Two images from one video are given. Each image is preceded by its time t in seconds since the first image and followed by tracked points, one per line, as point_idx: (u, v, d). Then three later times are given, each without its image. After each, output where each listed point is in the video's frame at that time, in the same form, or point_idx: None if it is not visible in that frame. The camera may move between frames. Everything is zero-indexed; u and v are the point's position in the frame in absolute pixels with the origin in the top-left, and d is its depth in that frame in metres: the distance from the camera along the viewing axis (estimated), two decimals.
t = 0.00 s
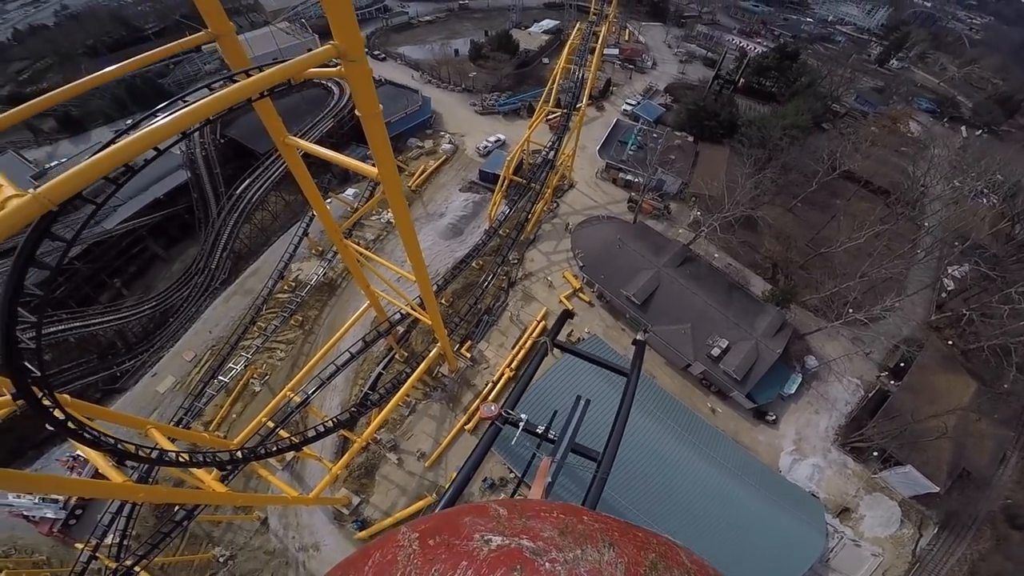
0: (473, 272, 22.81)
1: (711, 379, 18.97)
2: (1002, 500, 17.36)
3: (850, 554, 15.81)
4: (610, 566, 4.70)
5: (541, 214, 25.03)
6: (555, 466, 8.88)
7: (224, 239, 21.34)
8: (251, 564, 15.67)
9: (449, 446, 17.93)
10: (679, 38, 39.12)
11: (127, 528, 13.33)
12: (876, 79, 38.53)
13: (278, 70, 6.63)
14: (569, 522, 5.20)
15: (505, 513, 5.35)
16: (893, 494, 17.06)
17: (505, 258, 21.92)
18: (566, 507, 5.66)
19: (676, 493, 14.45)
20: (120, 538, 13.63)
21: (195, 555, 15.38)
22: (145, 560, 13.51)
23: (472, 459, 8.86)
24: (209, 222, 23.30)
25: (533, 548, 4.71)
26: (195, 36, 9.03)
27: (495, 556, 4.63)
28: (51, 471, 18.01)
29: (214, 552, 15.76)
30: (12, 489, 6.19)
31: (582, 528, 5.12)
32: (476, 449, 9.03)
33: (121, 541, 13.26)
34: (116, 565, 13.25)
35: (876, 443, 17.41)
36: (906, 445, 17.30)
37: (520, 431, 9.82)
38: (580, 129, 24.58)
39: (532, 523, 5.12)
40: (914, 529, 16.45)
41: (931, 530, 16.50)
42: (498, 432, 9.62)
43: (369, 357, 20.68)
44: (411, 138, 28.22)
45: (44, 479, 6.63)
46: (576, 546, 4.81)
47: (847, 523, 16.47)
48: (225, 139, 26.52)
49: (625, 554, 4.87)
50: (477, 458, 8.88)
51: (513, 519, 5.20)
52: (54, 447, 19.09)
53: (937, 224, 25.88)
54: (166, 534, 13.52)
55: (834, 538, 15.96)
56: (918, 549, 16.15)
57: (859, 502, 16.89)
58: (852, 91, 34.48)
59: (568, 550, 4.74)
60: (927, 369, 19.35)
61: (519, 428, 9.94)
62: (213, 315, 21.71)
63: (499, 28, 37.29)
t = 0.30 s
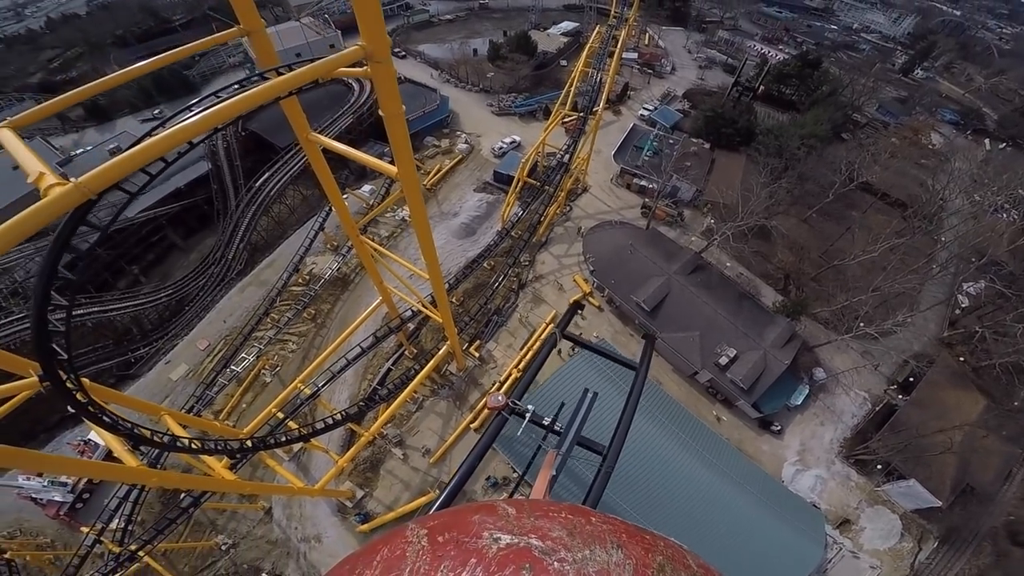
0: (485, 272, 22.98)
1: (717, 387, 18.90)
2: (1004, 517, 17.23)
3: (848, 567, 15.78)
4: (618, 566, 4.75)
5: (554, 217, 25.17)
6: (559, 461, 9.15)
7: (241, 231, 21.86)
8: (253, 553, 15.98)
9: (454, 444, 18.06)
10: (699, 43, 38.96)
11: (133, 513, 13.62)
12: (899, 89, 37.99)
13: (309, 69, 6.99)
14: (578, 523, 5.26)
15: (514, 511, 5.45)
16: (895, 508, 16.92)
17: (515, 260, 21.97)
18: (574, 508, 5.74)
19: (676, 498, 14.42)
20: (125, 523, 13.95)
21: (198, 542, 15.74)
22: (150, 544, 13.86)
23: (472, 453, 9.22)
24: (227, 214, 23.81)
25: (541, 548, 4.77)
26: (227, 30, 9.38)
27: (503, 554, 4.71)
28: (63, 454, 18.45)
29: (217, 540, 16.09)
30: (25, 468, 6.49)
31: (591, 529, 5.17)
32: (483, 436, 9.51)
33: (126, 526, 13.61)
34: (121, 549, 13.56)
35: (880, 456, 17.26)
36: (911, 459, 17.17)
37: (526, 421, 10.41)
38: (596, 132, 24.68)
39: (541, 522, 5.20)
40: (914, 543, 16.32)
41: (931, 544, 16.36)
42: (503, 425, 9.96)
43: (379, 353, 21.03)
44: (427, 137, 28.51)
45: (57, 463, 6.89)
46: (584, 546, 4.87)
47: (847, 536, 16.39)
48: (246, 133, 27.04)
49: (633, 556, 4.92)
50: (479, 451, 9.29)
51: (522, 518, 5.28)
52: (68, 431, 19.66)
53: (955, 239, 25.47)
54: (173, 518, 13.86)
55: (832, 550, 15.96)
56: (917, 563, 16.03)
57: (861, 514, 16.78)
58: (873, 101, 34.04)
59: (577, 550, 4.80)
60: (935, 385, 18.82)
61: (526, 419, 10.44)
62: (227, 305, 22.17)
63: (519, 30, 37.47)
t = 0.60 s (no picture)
0: (497, 271, 23.11)
1: (724, 394, 18.85)
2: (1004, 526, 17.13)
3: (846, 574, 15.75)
4: (636, 566, 4.88)
5: (567, 219, 25.27)
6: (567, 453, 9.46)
7: (260, 222, 22.48)
8: (254, 543, 16.29)
9: (459, 440, 18.19)
10: (721, 50, 38.76)
11: (138, 499, 14.00)
12: (924, 100, 37.40)
13: (341, 70, 7.26)
14: (596, 524, 5.38)
15: (531, 511, 5.59)
16: (897, 518, 16.81)
17: (528, 260, 22.49)
18: (590, 508, 5.88)
19: (676, 500, 14.41)
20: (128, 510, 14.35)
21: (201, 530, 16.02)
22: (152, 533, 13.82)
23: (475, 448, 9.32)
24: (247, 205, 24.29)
25: (559, 547, 4.88)
26: (259, 29, 9.69)
27: (520, 553, 4.82)
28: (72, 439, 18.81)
29: (219, 528, 16.40)
30: (37, 450, 6.68)
31: (608, 530, 5.29)
32: (487, 431, 9.62)
33: (129, 512, 14.11)
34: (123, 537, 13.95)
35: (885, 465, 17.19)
36: (915, 468, 17.09)
37: (534, 410, 10.81)
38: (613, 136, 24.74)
39: (558, 522, 5.32)
40: (914, 552, 16.26)
41: (931, 553, 16.30)
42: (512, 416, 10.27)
43: (389, 348, 21.23)
44: (446, 136, 28.83)
45: (67, 447, 7.07)
46: (602, 547, 5.00)
47: (848, 543, 16.31)
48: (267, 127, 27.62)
49: (650, 557, 5.04)
50: (485, 444, 9.48)
51: (538, 518, 5.40)
52: (79, 416, 20.12)
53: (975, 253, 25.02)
54: (176, 507, 13.62)
55: (831, 556, 15.96)
56: (916, 570, 16.00)
57: (863, 523, 16.70)
58: (896, 111, 33.55)
59: (595, 550, 4.92)
60: (945, 398, 18.85)
61: (534, 408, 10.90)
62: (242, 294, 22.48)
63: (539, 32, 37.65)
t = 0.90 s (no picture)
0: (509, 272, 23.24)
1: (729, 404, 18.74)
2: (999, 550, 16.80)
3: None
4: (644, 571, 5.02)
5: (582, 223, 25.32)
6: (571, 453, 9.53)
7: (279, 214, 23.12)
8: (254, 530, 16.67)
9: (462, 438, 18.36)
10: (746, 58, 38.44)
11: (143, 485, 14.34)
12: (952, 114, 36.62)
13: (367, 73, 7.54)
14: (603, 529, 5.51)
15: (539, 513, 5.73)
16: (890, 536, 16.59)
17: (541, 262, 22.75)
18: (597, 514, 6.03)
19: (673, 507, 14.41)
20: (133, 493, 14.73)
21: (203, 516, 16.44)
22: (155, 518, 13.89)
23: (475, 450, 9.44)
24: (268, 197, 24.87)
25: (566, 551, 4.99)
26: (290, 27, 10.01)
27: (528, 555, 4.92)
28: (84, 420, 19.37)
29: (221, 515, 16.78)
30: (50, 429, 6.94)
31: (616, 536, 5.43)
32: (491, 427, 9.77)
33: (134, 496, 14.46)
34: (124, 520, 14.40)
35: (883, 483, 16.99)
36: (914, 488, 16.84)
37: (540, 407, 10.90)
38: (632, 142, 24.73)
39: (566, 526, 5.45)
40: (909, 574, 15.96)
41: None
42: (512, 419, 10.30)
43: (401, 343, 21.48)
44: (465, 135, 29.11)
45: (79, 426, 7.31)
46: (609, 551, 5.13)
47: (840, 560, 16.11)
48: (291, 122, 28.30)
49: (657, 563, 5.18)
50: (486, 440, 9.60)
51: (545, 521, 5.54)
52: (91, 398, 20.72)
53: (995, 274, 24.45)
54: (182, 493, 13.84)
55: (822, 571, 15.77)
56: None
57: (856, 540, 16.50)
58: (922, 126, 32.94)
59: (602, 555, 5.04)
60: (951, 418, 18.40)
61: (540, 406, 10.97)
62: (259, 284, 23.00)
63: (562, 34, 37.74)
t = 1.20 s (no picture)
0: (522, 273, 23.38)
1: (736, 414, 18.63)
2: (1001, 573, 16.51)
3: None
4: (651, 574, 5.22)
5: (598, 227, 25.38)
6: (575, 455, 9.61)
7: (298, 207, 23.72)
8: (258, 518, 17.06)
9: (468, 436, 18.54)
10: (772, 66, 38.09)
11: (151, 467, 14.87)
12: (982, 130, 35.87)
13: (398, 74, 7.85)
14: (609, 531, 5.68)
15: (545, 515, 5.88)
16: (891, 552, 16.44)
17: (554, 265, 22.89)
18: (603, 516, 6.20)
19: (674, 513, 14.37)
20: (140, 478, 15.02)
21: (207, 502, 16.90)
22: (161, 501, 14.10)
23: (480, 449, 9.62)
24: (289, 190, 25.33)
25: (573, 552, 5.13)
26: (321, 24, 10.28)
27: (536, 555, 5.04)
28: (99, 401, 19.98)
29: (225, 502, 17.23)
30: (63, 407, 7.14)
31: (623, 539, 5.61)
32: (497, 427, 9.93)
33: (141, 480, 14.90)
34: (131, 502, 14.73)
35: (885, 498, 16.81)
36: (917, 503, 16.83)
37: (547, 409, 11.01)
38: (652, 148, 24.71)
39: (574, 528, 5.61)
40: None
41: None
42: (516, 422, 10.39)
43: (412, 339, 21.74)
44: (484, 135, 29.36)
45: (91, 405, 7.51)
46: (616, 554, 5.30)
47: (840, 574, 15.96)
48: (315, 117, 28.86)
49: (662, 566, 5.37)
50: (492, 441, 9.77)
51: (552, 522, 5.69)
52: (107, 380, 21.32)
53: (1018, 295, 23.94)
54: (190, 477, 13.94)
55: None
56: None
57: (856, 555, 16.37)
58: (949, 141, 32.34)
59: (609, 557, 5.21)
60: (960, 436, 18.30)
61: (546, 410, 11.10)
62: (277, 273, 23.52)
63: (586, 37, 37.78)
